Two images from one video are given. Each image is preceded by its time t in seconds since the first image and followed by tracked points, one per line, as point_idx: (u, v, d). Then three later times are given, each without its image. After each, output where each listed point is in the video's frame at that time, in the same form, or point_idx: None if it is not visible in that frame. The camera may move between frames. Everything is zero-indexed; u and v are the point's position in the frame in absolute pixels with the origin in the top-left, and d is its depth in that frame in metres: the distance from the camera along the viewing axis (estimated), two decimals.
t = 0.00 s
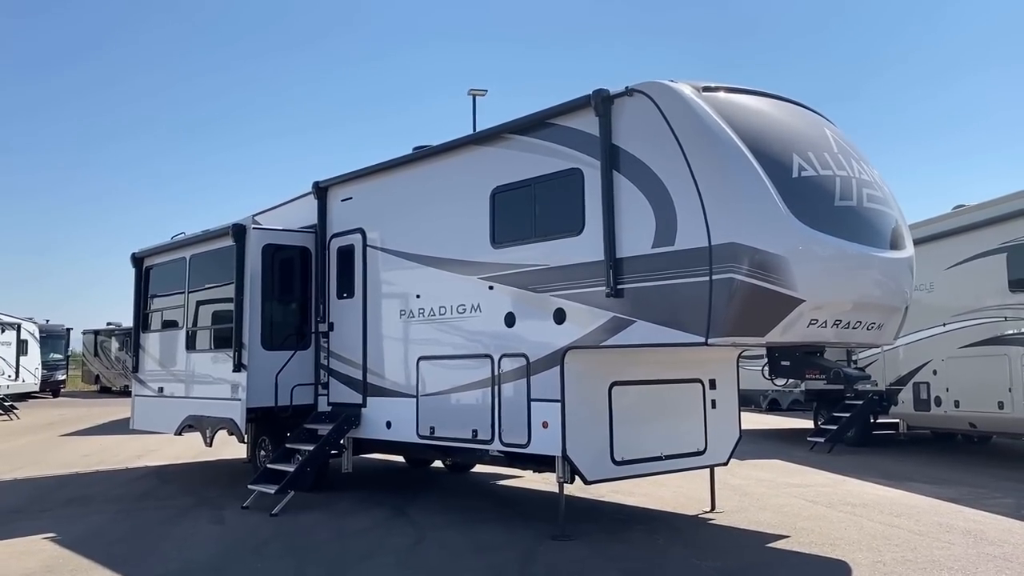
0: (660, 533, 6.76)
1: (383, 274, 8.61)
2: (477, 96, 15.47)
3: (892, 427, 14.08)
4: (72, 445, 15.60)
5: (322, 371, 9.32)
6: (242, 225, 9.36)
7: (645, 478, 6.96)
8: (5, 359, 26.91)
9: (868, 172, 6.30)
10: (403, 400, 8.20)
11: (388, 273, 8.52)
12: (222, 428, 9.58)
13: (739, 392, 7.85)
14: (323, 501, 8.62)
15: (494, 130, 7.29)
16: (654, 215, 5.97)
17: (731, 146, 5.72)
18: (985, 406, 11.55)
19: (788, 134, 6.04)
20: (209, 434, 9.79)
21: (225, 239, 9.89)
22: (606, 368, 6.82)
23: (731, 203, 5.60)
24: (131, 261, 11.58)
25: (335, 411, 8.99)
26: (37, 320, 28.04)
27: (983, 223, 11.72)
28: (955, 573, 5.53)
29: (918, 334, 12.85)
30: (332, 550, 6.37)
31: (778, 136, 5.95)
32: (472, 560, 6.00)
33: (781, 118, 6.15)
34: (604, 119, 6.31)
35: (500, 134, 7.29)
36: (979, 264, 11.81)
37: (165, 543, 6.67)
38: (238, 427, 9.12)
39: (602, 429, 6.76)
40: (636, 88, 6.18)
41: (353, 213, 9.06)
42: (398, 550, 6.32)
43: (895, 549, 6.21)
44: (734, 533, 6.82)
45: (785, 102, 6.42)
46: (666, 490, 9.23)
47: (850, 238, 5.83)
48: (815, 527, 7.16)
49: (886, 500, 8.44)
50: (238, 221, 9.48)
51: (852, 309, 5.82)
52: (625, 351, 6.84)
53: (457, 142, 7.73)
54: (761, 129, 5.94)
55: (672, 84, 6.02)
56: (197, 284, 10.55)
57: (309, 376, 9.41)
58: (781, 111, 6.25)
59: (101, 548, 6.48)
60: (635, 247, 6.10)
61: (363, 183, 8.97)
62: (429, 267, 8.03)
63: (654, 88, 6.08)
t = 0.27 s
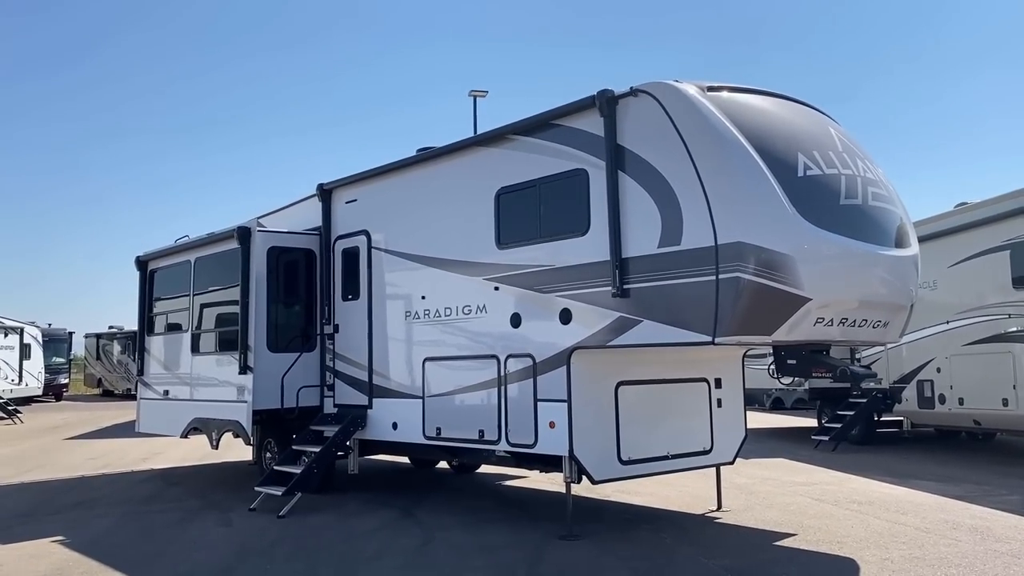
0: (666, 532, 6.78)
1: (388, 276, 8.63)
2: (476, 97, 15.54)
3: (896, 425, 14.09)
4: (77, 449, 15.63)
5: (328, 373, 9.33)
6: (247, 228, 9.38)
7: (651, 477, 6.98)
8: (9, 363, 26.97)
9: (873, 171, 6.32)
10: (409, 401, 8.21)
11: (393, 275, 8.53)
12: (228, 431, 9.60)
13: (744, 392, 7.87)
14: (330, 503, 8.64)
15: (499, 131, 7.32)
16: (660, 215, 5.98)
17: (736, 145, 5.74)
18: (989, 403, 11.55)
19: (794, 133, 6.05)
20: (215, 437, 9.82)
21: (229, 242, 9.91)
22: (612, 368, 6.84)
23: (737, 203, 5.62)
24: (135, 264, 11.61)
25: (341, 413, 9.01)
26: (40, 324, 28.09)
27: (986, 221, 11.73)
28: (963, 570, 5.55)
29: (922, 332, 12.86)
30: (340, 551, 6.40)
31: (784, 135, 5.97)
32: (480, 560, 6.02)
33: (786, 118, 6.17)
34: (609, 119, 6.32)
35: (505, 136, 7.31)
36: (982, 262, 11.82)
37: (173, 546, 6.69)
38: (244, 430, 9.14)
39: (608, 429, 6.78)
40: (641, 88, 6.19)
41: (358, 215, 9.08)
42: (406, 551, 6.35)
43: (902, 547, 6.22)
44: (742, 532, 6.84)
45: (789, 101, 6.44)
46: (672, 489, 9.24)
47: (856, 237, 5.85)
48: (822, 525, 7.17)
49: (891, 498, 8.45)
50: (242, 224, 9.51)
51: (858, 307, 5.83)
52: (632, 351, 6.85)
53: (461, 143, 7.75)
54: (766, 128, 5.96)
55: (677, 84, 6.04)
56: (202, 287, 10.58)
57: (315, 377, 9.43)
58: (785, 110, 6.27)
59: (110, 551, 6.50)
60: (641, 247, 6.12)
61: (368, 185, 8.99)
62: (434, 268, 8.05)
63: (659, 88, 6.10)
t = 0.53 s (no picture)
0: (674, 532, 6.79)
1: (395, 276, 8.65)
2: (479, 97, 15.56)
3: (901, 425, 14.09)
4: (83, 448, 15.66)
5: (334, 373, 9.36)
6: (254, 228, 9.41)
7: (658, 477, 7.00)
8: (14, 363, 27.03)
9: (881, 171, 6.33)
10: (416, 401, 8.23)
11: (400, 274, 8.56)
12: (235, 430, 9.63)
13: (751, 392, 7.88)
14: (337, 502, 8.66)
15: (506, 131, 7.34)
16: (668, 215, 6.00)
17: (744, 145, 5.75)
18: (994, 404, 11.54)
19: (802, 133, 6.07)
20: (222, 436, 9.84)
21: (237, 242, 9.94)
22: (619, 367, 6.85)
23: (746, 203, 5.63)
24: (142, 264, 11.64)
25: (348, 412, 9.04)
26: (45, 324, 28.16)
27: (991, 221, 11.72)
28: (971, 570, 5.56)
29: (927, 332, 12.85)
30: (349, 550, 6.42)
31: (792, 136, 5.98)
32: (489, 559, 6.03)
33: (793, 118, 6.18)
34: (617, 119, 6.34)
35: (512, 136, 7.33)
36: (987, 262, 11.82)
37: (182, 544, 6.72)
38: (251, 429, 9.17)
39: (616, 429, 6.79)
40: (649, 88, 6.21)
41: (364, 215, 9.11)
42: (414, 550, 6.37)
43: (910, 546, 6.23)
44: (749, 531, 6.85)
45: (796, 101, 6.45)
46: (678, 489, 9.26)
47: (863, 237, 5.86)
48: (828, 525, 7.18)
49: (897, 498, 8.46)
50: (249, 224, 9.54)
51: (865, 307, 5.85)
52: (639, 351, 6.87)
53: (468, 143, 7.77)
54: (774, 128, 5.98)
55: (685, 85, 6.05)
56: (208, 286, 10.60)
57: (322, 377, 9.45)
58: (793, 111, 6.28)
59: (119, 550, 6.53)
60: (649, 247, 6.13)
61: (375, 185, 9.01)
62: (440, 268, 8.07)
63: (667, 88, 6.11)
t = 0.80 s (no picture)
0: (677, 531, 6.81)
1: (399, 274, 8.66)
2: (482, 96, 15.60)
3: (903, 426, 14.10)
4: (85, 443, 15.69)
5: (338, 370, 9.38)
6: (259, 225, 9.42)
7: (661, 476, 7.01)
8: (15, 358, 27.06)
9: (886, 172, 6.33)
10: (420, 398, 8.25)
11: (405, 272, 8.57)
12: (239, 427, 9.65)
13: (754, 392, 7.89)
14: (340, 499, 8.68)
15: (512, 130, 7.35)
16: (674, 215, 6.01)
17: (751, 146, 5.76)
18: (996, 406, 11.55)
19: (808, 134, 6.07)
20: (225, 432, 9.85)
21: (241, 238, 9.95)
22: (624, 366, 6.87)
23: (752, 203, 5.64)
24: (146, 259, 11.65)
25: (351, 409, 9.06)
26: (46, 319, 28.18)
27: (995, 223, 11.73)
28: (974, 571, 5.57)
29: (929, 334, 12.86)
30: (353, 546, 6.44)
31: (798, 136, 5.99)
32: (492, 556, 6.05)
33: (800, 119, 6.19)
34: (624, 118, 6.35)
35: (518, 135, 7.34)
36: (990, 264, 11.82)
37: (187, 540, 6.73)
38: (255, 425, 9.19)
39: (619, 428, 6.81)
40: (656, 88, 6.22)
41: (369, 212, 9.12)
42: (418, 547, 6.38)
43: (912, 547, 6.24)
44: (751, 531, 6.86)
45: (803, 102, 6.46)
46: (680, 488, 9.28)
47: (869, 238, 5.87)
48: (831, 525, 7.19)
49: (899, 499, 8.47)
50: (254, 220, 9.55)
51: (870, 308, 5.86)
52: (643, 350, 6.88)
53: (474, 142, 7.78)
54: (781, 129, 5.99)
55: (692, 85, 6.06)
56: (212, 283, 10.61)
57: (325, 374, 9.47)
58: (800, 111, 6.29)
59: (124, 544, 6.54)
60: (654, 246, 6.14)
61: (380, 183, 9.02)
62: (445, 266, 8.09)
63: (674, 88, 6.12)
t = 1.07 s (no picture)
0: (674, 530, 6.82)
1: (398, 271, 8.66)
2: (480, 93, 15.60)
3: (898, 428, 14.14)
4: (80, 438, 15.66)
5: (336, 366, 9.37)
6: (257, 221, 9.40)
7: (659, 475, 7.02)
8: (10, 352, 26.99)
9: (886, 174, 6.35)
10: (417, 396, 8.25)
11: (403, 269, 8.56)
12: (235, 422, 9.63)
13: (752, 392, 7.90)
14: (337, 495, 8.68)
15: (513, 128, 7.35)
16: (674, 214, 6.02)
17: (752, 146, 5.77)
18: (992, 408, 11.58)
19: (809, 135, 6.08)
20: (222, 428, 9.84)
21: (239, 234, 9.93)
22: (622, 365, 6.88)
23: (752, 203, 5.65)
24: (143, 254, 11.62)
25: (348, 406, 9.05)
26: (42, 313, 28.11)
27: (992, 226, 11.75)
28: (969, 572, 5.59)
29: (926, 336, 12.89)
30: (350, 542, 6.44)
31: (799, 138, 6.00)
32: (489, 554, 6.06)
33: (801, 120, 6.20)
34: (625, 118, 6.35)
35: (519, 133, 7.33)
36: (987, 267, 11.84)
37: (183, 535, 6.72)
38: (252, 421, 9.18)
39: (617, 427, 6.82)
40: (657, 87, 6.22)
41: (369, 209, 9.11)
42: (415, 544, 6.38)
43: (908, 548, 6.26)
44: (748, 531, 6.88)
45: (804, 103, 6.47)
46: (676, 488, 9.29)
47: (869, 239, 5.88)
48: (827, 526, 7.21)
49: (895, 500, 8.50)
50: (253, 216, 9.54)
51: (869, 309, 5.87)
52: (642, 349, 6.89)
53: (474, 139, 7.77)
54: (782, 129, 5.99)
55: (694, 85, 6.07)
56: (210, 278, 10.59)
57: (323, 370, 9.46)
58: (801, 112, 6.29)
59: (120, 539, 6.53)
60: (654, 245, 6.15)
61: (379, 180, 9.02)
62: (444, 264, 8.08)
63: (675, 88, 6.13)
